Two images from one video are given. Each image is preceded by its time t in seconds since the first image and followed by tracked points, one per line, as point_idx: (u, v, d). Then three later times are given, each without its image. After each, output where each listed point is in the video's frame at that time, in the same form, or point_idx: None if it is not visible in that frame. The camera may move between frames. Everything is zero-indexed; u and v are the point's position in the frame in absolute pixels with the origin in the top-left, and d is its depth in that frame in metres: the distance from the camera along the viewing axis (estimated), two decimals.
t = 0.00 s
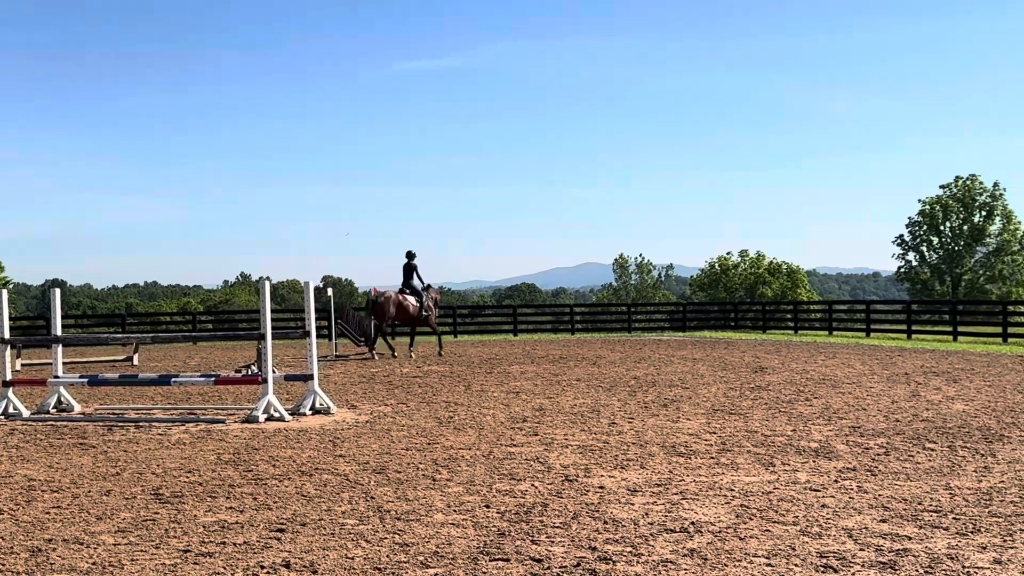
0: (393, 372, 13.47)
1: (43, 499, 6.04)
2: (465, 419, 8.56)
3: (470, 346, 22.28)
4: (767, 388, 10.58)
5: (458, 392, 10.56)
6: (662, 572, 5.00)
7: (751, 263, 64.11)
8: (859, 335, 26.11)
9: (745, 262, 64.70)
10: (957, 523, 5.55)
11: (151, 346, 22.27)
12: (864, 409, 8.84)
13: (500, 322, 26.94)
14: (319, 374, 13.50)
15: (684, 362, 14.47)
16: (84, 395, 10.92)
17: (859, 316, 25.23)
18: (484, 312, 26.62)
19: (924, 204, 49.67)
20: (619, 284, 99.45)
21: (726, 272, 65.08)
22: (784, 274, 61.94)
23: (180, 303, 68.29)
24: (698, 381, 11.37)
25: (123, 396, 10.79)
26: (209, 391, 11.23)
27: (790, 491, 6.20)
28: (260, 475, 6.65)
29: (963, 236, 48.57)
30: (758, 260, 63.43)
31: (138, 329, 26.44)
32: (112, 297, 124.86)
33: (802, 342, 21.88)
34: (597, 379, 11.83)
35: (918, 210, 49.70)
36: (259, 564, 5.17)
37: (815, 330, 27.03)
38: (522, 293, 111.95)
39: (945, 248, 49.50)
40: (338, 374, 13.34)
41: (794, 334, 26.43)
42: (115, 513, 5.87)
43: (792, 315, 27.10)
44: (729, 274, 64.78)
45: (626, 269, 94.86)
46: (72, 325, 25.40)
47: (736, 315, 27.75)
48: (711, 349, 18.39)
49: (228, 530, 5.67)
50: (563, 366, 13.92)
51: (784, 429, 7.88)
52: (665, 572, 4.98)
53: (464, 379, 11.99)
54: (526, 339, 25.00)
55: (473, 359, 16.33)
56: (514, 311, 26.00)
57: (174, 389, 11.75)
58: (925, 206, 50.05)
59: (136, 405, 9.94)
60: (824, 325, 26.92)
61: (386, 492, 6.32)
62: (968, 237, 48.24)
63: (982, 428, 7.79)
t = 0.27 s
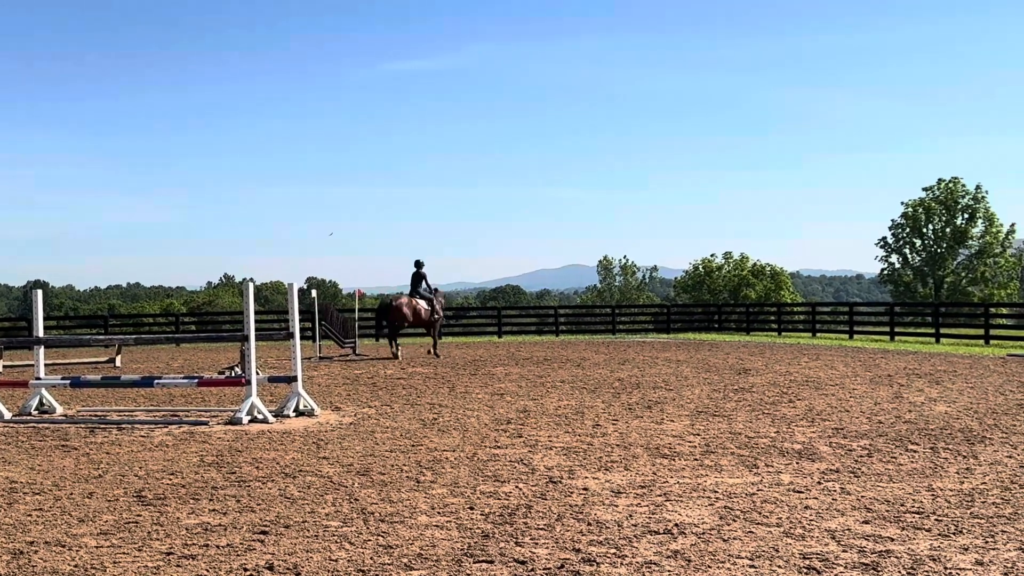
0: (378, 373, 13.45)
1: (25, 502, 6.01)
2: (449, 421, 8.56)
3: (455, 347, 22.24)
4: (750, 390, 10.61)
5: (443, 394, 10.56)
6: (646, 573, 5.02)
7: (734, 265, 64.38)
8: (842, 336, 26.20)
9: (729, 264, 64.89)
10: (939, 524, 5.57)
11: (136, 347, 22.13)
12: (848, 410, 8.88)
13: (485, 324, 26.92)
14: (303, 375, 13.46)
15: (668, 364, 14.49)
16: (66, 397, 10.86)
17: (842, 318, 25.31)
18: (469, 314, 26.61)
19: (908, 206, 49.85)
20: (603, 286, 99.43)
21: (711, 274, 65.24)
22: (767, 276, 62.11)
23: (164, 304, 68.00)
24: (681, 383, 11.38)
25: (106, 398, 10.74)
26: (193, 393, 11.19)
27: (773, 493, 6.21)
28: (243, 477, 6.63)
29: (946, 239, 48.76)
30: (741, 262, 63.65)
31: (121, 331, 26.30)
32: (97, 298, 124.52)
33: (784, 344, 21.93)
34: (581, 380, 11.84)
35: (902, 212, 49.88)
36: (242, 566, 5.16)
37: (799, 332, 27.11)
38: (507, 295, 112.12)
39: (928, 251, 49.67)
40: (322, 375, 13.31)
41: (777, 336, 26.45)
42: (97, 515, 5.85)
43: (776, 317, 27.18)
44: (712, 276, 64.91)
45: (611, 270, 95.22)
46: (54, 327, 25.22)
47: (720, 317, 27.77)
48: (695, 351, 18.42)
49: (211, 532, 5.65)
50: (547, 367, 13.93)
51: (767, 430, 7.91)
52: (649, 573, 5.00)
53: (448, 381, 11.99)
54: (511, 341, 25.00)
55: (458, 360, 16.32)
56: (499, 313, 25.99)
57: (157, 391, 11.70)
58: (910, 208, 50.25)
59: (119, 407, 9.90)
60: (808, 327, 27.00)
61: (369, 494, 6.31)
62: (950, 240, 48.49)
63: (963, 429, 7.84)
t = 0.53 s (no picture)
0: (367, 374, 13.44)
1: (13, 502, 6.00)
2: (439, 421, 8.56)
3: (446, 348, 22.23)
4: (739, 390, 10.62)
5: (432, 394, 10.56)
6: (635, 574, 5.02)
7: (723, 266, 64.54)
8: (831, 337, 26.27)
9: (718, 265, 65.00)
10: (928, 525, 5.58)
11: (125, 348, 22.05)
12: (836, 411, 8.90)
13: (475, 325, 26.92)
14: (293, 376, 13.44)
15: (657, 365, 14.50)
16: (54, 397, 10.82)
17: (831, 319, 25.38)
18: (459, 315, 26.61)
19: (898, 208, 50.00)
20: (591, 287, 99.43)
21: (700, 275, 65.34)
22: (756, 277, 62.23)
23: (152, 304, 67.81)
24: (670, 384, 11.39)
25: (94, 399, 10.70)
26: (182, 394, 11.16)
27: (762, 493, 6.23)
28: (232, 477, 6.62)
29: (934, 240, 48.90)
30: (730, 262, 63.79)
31: (109, 331, 26.18)
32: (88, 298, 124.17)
33: (772, 345, 21.97)
34: (570, 381, 11.86)
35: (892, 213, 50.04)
36: (230, 567, 5.15)
37: (788, 333, 27.17)
38: (498, 295, 112.13)
39: (916, 252, 49.80)
40: (311, 376, 13.29)
41: (766, 336, 26.49)
42: (85, 515, 5.84)
43: (765, 318, 27.24)
44: (701, 277, 65.00)
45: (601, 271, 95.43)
46: (41, 327, 25.08)
47: (709, 317, 27.80)
48: (684, 352, 18.45)
49: (200, 533, 5.65)
50: (537, 368, 13.94)
51: (756, 431, 7.93)
52: (638, 573, 5.01)
53: (438, 381, 11.99)
54: (500, 342, 25.03)
55: (447, 361, 16.32)
56: (489, 314, 26.01)
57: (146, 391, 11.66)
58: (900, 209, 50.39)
59: (107, 407, 9.87)
60: (797, 327, 27.05)
61: (359, 494, 6.31)
62: (939, 241, 48.65)
63: (951, 430, 7.87)
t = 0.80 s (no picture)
0: (361, 373, 13.43)
1: (7, 501, 5.99)
2: (434, 421, 8.56)
3: (441, 348, 22.23)
4: (733, 390, 10.63)
5: (427, 394, 10.56)
6: (630, 573, 5.03)
7: (717, 266, 64.60)
8: (824, 337, 26.30)
9: (711, 265, 65.03)
10: (921, 525, 5.59)
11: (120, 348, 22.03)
12: (830, 411, 8.91)
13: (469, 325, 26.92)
14: (287, 375, 13.43)
15: (651, 364, 14.50)
16: (47, 396, 10.80)
17: (824, 319, 25.41)
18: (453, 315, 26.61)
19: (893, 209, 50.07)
20: (586, 287, 99.36)
21: (694, 275, 65.37)
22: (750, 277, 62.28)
23: (146, 303, 67.76)
24: (664, 383, 11.39)
25: (88, 398, 10.69)
26: (176, 393, 11.15)
27: (757, 493, 6.23)
28: (227, 477, 6.62)
29: (928, 240, 48.94)
30: (724, 263, 63.84)
31: (102, 330, 26.10)
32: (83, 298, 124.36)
33: (765, 344, 21.96)
34: (564, 380, 11.86)
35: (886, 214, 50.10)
36: (225, 566, 5.16)
37: (782, 333, 27.20)
38: (493, 295, 112.11)
39: (910, 252, 49.84)
40: (306, 375, 13.28)
41: (760, 336, 26.48)
42: (80, 514, 5.84)
43: (759, 318, 27.26)
44: (695, 277, 64.99)
45: (596, 271, 95.48)
46: (33, 325, 25.00)
47: (703, 318, 27.80)
48: (678, 352, 18.45)
49: (195, 532, 5.65)
50: (531, 367, 13.94)
51: (750, 431, 7.93)
52: (633, 573, 5.02)
53: (432, 381, 11.99)
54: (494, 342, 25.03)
55: (442, 360, 16.32)
56: (483, 313, 26.01)
57: (140, 391, 11.65)
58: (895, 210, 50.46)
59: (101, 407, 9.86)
60: (790, 328, 27.07)
61: (354, 494, 6.30)
62: (932, 242, 48.71)
63: (944, 430, 7.88)
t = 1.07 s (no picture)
0: (360, 372, 13.43)
1: (6, 499, 6.00)
2: (433, 419, 8.57)
3: (440, 347, 22.23)
4: (731, 389, 10.63)
5: (425, 392, 10.57)
6: (628, 571, 5.04)
7: (716, 265, 64.57)
8: (822, 337, 26.30)
9: (711, 264, 65.02)
10: (920, 524, 5.60)
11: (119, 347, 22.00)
12: (829, 410, 8.92)
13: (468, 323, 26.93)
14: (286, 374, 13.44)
15: (649, 363, 14.51)
16: (47, 394, 10.80)
17: (822, 318, 25.40)
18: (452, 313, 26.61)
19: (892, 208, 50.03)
20: (585, 286, 99.11)
21: (693, 274, 65.36)
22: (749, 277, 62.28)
23: (144, 302, 67.72)
24: (663, 383, 11.39)
25: (87, 396, 10.69)
26: (175, 392, 11.15)
27: (755, 492, 6.24)
28: (226, 475, 6.63)
29: (927, 240, 48.93)
30: (723, 262, 63.85)
31: (101, 328, 26.09)
32: (82, 296, 124.30)
33: (765, 344, 21.96)
34: (563, 379, 11.86)
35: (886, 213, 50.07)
36: (224, 564, 5.17)
37: (780, 332, 27.19)
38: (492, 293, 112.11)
39: (909, 252, 49.83)
40: (305, 374, 13.29)
41: (759, 335, 26.47)
42: (79, 512, 5.84)
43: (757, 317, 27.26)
44: (694, 276, 64.95)
45: (596, 270, 95.50)
46: (32, 323, 24.98)
47: (702, 317, 27.79)
48: (677, 351, 18.46)
49: (194, 530, 5.65)
50: (530, 366, 13.95)
51: (749, 430, 7.94)
52: (632, 571, 5.02)
53: (431, 380, 11.99)
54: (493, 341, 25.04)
55: (441, 359, 16.32)
56: (482, 312, 26.02)
57: (139, 389, 11.65)
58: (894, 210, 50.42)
59: (100, 405, 9.87)
60: (789, 327, 27.06)
61: (353, 492, 6.31)
62: (931, 241, 48.67)
63: (943, 429, 7.88)
